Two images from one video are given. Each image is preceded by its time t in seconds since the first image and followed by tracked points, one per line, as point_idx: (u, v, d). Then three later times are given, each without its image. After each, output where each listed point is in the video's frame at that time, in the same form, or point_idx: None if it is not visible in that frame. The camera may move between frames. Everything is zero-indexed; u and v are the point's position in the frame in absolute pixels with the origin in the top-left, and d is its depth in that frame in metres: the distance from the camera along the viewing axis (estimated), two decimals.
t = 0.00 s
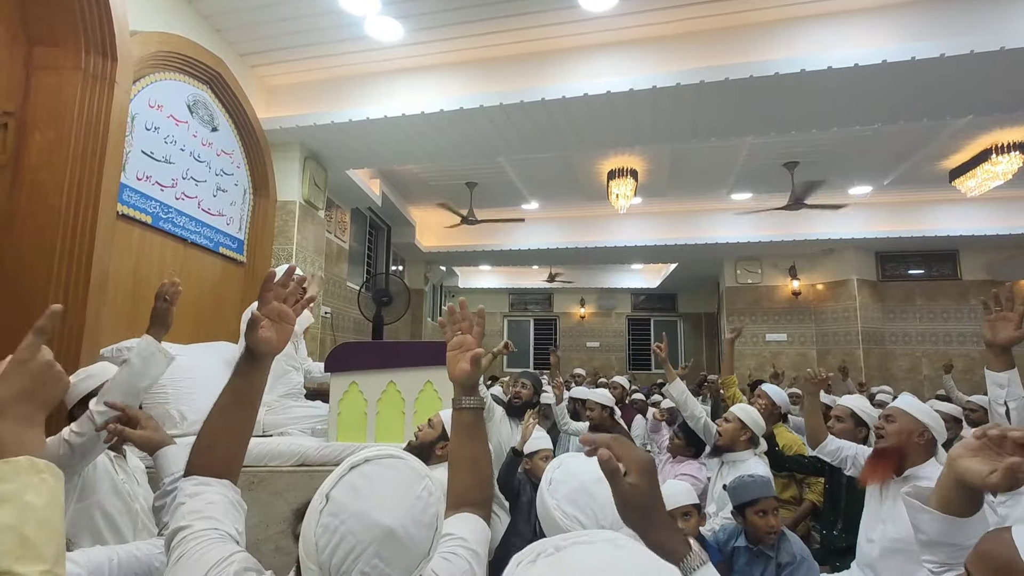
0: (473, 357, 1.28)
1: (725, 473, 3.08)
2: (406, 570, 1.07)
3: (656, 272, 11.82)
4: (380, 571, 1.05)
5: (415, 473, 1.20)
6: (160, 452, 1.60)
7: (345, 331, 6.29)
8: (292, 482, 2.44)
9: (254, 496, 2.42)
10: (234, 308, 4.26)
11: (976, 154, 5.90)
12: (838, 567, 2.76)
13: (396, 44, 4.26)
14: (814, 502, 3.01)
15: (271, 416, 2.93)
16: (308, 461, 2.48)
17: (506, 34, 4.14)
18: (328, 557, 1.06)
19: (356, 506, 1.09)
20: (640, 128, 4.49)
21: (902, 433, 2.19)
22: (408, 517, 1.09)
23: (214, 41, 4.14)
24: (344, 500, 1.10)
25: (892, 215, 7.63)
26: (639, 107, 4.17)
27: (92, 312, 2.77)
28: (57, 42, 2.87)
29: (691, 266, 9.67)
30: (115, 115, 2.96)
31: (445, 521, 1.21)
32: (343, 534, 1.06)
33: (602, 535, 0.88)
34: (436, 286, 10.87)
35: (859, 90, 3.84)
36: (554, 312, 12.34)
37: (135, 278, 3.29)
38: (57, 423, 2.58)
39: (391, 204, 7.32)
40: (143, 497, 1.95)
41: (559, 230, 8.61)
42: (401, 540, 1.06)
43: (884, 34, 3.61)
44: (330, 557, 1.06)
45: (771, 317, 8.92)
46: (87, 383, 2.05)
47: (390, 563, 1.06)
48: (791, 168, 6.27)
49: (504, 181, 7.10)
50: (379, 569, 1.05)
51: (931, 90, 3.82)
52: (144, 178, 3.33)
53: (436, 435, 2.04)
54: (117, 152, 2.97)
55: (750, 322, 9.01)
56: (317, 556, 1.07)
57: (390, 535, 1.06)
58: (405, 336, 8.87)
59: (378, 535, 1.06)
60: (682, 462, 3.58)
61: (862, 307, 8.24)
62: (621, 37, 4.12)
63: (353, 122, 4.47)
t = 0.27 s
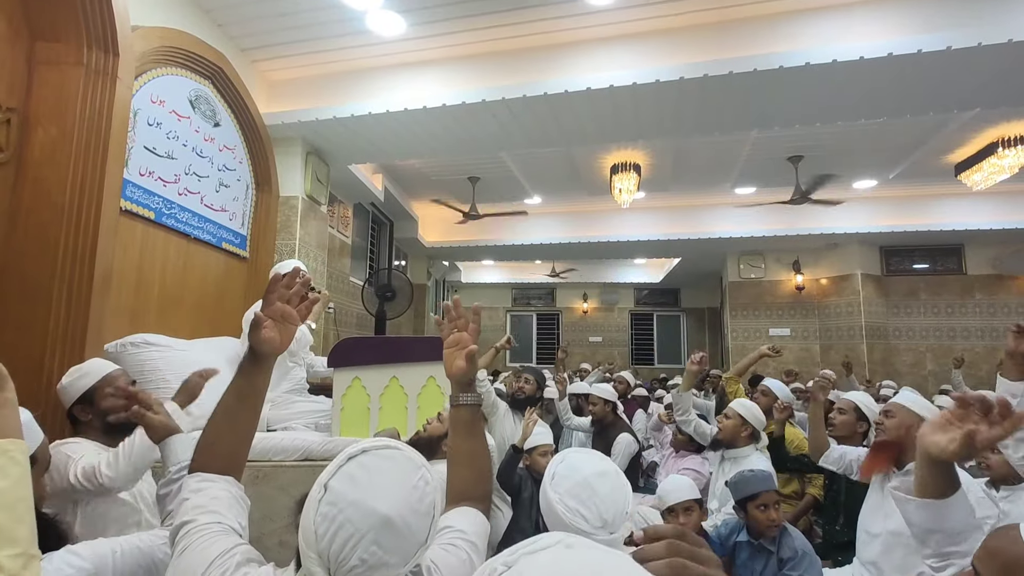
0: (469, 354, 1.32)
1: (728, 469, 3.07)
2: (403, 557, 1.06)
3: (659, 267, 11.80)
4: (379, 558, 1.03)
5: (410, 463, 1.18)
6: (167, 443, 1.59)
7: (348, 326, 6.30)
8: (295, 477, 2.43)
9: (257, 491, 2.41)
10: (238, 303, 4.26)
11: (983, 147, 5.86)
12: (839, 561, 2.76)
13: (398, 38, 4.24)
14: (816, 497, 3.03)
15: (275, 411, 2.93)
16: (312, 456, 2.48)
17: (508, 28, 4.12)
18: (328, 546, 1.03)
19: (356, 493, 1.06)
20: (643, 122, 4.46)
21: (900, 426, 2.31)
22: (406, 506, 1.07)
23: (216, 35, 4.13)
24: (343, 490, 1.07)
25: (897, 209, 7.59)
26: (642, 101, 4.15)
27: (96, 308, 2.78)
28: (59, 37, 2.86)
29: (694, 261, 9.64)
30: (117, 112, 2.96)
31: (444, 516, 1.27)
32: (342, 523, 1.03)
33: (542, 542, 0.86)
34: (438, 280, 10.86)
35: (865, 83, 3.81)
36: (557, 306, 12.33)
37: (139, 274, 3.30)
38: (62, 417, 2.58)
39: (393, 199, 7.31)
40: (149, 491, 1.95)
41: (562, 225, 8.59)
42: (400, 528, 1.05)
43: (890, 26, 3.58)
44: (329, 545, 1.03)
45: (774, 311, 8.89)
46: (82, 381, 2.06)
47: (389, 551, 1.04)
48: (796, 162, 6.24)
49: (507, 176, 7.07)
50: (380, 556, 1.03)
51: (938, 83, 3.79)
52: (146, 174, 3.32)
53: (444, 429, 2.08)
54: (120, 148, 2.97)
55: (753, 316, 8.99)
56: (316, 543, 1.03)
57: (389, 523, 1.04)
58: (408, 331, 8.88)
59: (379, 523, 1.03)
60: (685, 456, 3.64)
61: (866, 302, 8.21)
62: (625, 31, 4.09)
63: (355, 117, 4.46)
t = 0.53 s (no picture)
0: (451, 344, 1.33)
1: (729, 460, 3.08)
2: (392, 534, 1.06)
3: (662, 259, 11.78)
4: (369, 535, 1.03)
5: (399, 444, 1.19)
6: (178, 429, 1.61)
7: (350, 319, 6.30)
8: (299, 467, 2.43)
9: (261, 481, 2.41)
10: (241, 295, 4.26)
11: (989, 138, 5.82)
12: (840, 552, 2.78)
13: (399, 29, 4.22)
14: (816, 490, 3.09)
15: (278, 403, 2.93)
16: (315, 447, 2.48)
17: (510, 19, 4.10)
18: (318, 525, 1.04)
19: (345, 471, 1.08)
20: (645, 114, 4.44)
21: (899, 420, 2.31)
22: (394, 483, 1.08)
23: (216, 27, 4.11)
24: (332, 469, 1.09)
25: (901, 201, 7.56)
26: (644, 92, 4.12)
27: (98, 302, 2.78)
28: (59, 29, 2.85)
29: (696, 253, 9.62)
30: (118, 104, 2.95)
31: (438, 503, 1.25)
32: (332, 500, 1.05)
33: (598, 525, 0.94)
34: (440, 273, 10.86)
35: (869, 74, 3.78)
36: (559, 299, 12.32)
37: (142, 267, 3.30)
38: (67, 410, 2.60)
39: (395, 191, 7.30)
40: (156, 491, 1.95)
41: (563, 217, 8.57)
42: (387, 504, 1.05)
43: (894, 16, 3.54)
44: (319, 523, 1.04)
45: (777, 304, 8.88)
46: (86, 376, 2.04)
47: (379, 527, 1.04)
48: (799, 154, 6.21)
49: (509, 168, 7.05)
50: (369, 532, 1.03)
51: (942, 73, 3.76)
52: (148, 166, 3.32)
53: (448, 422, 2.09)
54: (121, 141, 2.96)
55: (755, 309, 8.98)
56: (307, 522, 1.04)
57: (377, 498, 1.05)
58: (410, 323, 8.88)
59: (367, 498, 1.04)
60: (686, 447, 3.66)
61: (868, 294, 8.19)
62: (627, 21, 4.06)
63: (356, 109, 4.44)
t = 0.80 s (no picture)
0: (437, 345, 1.39)
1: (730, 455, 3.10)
2: (386, 510, 1.07)
3: (663, 252, 11.76)
4: (363, 510, 1.05)
5: (391, 427, 1.21)
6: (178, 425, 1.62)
7: (351, 313, 6.31)
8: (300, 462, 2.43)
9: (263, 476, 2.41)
10: (241, 290, 4.26)
11: (991, 130, 5.80)
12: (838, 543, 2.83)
13: (398, 21, 4.20)
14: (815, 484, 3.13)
15: (278, 397, 2.93)
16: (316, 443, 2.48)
17: (509, 11, 4.07)
18: (313, 502, 1.05)
19: (337, 450, 1.10)
20: (646, 107, 4.43)
21: (893, 413, 2.53)
22: (387, 461, 1.10)
23: (214, 20, 4.09)
24: (325, 448, 1.11)
25: (902, 194, 7.54)
26: (645, 85, 4.10)
27: (99, 298, 2.78)
28: (57, 23, 2.83)
29: (696, 247, 9.61)
30: (117, 99, 2.93)
31: (430, 497, 1.26)
32: (326, 477, 1.07)
33: (607, 529, 0.99)
34: (441, 266, 10.85)
35: (870, 66, 3.77)
36: (560, 292, 12.32)
37: (142, 263, 3.30)
38: (69, 406, 2.61)
39: (395, 185, 7.28)
40: (158, 491, 1.94)
41: (564, 210, 8.55)
42: (380, 480, 1.07)
43: (897, 7, 3.52)
44: (315, 500, 1.05)
45: (777, 297, 8.88)
46: (92, 372, 2.06)
47: (373, 502, 1.06)
48: (801, 147, 6.19)
49: (509, 161, 7.03)
50: (363, 507, 1.04)
51: (944, 65, 3.74)
52: (147, 161, 3.31)
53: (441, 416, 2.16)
54: (120, 137, 2.96)
55: (756, 302, 8.97)
56: (302, 500, 1.06)
57: (370, 475, 1.07)
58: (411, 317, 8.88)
59: (361, 475, 1.06)
60: (685, 441, 3.68)
61: (869, 287, 8.19)
62: (627, 13, 4.04)
63: (355, 102, 4.42)
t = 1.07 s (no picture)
0: (418, 345, 1.43)
1: (730, 447, 3.11)
2: (384, 470, 1.07)
3: (664, 244, 11.74)
4: (362, 468, 1.05)
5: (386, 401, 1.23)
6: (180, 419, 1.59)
7: (352, 304, 6.32)
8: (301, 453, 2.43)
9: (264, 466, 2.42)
10: (242, 281, 4.25)
11: (995, 121, 5.77)
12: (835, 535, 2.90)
13: (398, 11, 4.17)
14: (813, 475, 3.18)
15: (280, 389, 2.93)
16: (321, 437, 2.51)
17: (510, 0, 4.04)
18: (313, 463, 1.06)
19: (336, 415, 1.11)
20: (648, 98, 4.40)
21: (887, 406, 2.51)
22: (384, 425, 1.12)
23: (213, 10, 4.06)
24: (324, 415, 1.12)
25: (905, 185, 7.50)
26: (646, 75, 4.07)
27: (101, 290, 2.78)
28: (54, 13, 2.81)
29: (698, 238, 9.59)
30: (115, 90, 2.92)
31: (425, 489, 1.26)
32: (325, 438, 1.08)
33: (606, 522, 0.97)
34: (442, 258, 10.83)
35: (874, 56, 3.74)
36: (560, 284, 12.31)
37: (143, 254, 3.29)
38: (71, 397, 2.61)
39: (395, 176, 7.26)
40: (158, 487, 1.97)
41: (565, 202, 8.53)
42: (378, 440, 1.09)
43: None
44: (315, 460, 1.05)
45: (778, 289, 8.87)
46: (98, 364, 2.02)
47: (371, 461, 1.07)
48: (803, 138, 6.16)
49: (510, 152, 7.00)
50: (362, 465, 1.05)
51: (949, 56, 3.71)
52: (147, 152, 3.30)
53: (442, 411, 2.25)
54: (119, 128, 2.95)
55: (757, 293, 8.96)
56: (302, 461, 1.06)
57: (369, 435, 1.08)
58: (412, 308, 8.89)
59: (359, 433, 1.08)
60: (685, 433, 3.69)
61: (870, 279, 8.18)
62: (629, 3, 4.00)
63: (355, 92, 4.40)
